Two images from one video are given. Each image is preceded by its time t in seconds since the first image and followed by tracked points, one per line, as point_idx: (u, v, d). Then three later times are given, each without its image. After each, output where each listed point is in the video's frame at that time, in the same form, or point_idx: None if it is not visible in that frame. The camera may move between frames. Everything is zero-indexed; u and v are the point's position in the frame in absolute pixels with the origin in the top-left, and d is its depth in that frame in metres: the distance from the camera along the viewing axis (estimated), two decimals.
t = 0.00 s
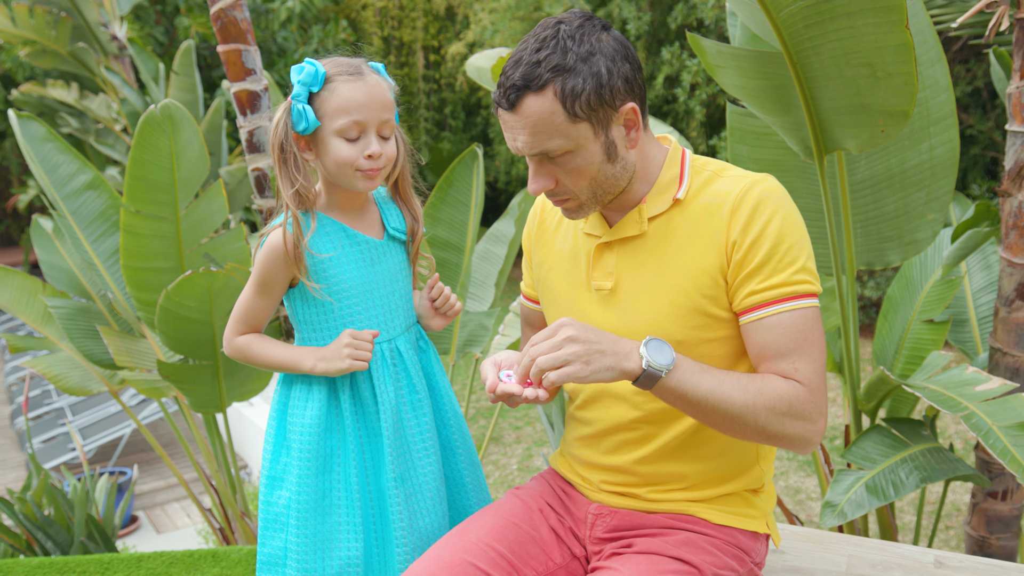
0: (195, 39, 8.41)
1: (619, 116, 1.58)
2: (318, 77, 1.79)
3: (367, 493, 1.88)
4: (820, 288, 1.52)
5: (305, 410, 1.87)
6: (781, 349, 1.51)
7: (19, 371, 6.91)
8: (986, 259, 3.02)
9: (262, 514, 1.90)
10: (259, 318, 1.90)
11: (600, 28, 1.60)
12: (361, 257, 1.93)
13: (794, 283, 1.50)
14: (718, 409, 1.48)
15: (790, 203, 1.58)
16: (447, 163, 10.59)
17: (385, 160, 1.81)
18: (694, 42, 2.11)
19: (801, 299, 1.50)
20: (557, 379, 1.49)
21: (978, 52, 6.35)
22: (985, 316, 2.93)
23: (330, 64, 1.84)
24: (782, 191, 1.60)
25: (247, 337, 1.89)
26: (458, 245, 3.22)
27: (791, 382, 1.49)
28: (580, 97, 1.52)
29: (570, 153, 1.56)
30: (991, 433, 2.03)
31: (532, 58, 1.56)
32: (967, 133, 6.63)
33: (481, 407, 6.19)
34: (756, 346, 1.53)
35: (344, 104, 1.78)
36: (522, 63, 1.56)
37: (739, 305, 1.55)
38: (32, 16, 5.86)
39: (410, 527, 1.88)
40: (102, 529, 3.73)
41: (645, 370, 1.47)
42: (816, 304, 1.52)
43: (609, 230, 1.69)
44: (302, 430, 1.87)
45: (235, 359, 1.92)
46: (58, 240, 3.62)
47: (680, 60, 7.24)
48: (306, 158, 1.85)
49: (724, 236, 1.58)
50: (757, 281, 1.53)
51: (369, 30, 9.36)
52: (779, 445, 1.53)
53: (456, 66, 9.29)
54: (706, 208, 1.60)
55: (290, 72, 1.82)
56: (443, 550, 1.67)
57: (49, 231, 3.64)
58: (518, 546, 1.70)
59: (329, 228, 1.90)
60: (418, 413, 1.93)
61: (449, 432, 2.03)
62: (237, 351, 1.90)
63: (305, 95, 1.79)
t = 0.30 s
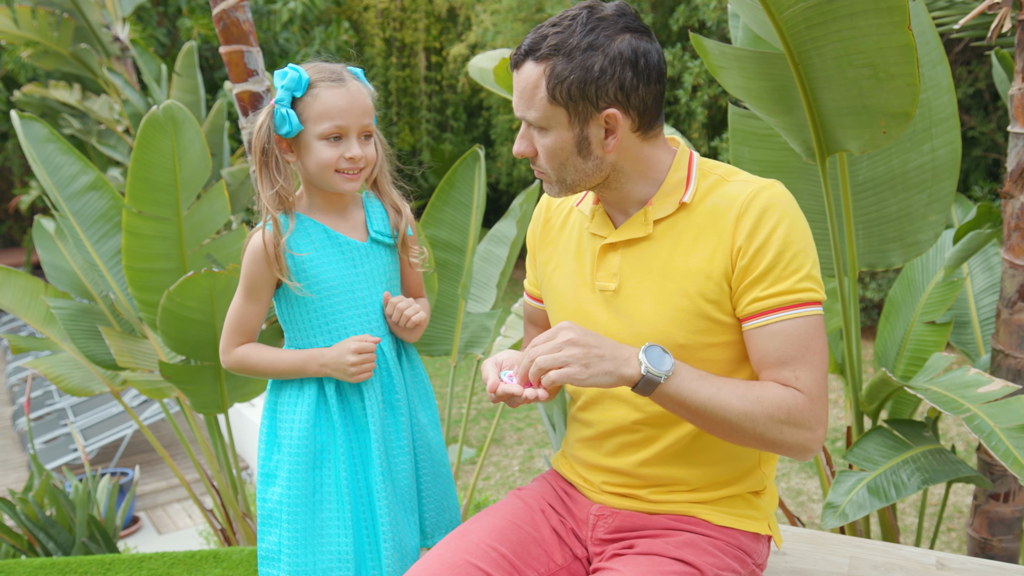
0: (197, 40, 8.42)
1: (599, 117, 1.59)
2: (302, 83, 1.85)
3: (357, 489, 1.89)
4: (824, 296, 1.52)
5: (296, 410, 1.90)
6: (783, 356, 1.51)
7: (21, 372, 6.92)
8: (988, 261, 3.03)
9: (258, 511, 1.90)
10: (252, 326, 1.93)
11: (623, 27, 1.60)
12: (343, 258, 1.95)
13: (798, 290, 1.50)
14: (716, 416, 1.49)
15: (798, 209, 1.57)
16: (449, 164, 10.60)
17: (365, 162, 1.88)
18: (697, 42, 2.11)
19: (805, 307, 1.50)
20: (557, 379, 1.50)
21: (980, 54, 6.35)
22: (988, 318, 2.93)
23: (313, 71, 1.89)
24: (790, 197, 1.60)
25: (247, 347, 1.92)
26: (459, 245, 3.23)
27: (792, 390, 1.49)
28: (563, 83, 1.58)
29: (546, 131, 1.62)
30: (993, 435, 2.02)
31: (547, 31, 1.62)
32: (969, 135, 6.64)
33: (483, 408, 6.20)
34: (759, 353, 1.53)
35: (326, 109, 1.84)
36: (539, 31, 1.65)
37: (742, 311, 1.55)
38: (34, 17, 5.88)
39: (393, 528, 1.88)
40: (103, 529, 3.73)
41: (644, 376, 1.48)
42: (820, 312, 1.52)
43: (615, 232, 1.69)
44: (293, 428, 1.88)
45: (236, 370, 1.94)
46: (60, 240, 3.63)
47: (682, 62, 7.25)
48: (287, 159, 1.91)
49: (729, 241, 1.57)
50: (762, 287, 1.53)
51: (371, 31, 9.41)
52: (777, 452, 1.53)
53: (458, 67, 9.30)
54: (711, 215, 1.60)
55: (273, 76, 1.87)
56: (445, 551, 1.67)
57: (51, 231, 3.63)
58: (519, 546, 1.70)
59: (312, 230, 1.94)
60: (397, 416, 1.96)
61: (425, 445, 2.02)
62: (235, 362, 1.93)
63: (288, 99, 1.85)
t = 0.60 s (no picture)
0: (199, 41, 8.43)
1: (595, 109, 1.60)
2: (291, 65, 1.89)
3: (343, 484, 1.89)
4: (825, 301, 1.52)
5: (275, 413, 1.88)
6: (783, 361, 1.51)
7: (24, 372, 6.93)
8: (989, 263, 3.03)
9: (251, 519, 1.86)
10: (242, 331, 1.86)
11: (632, 25, 1.60)
12: (311, 253, 1.95)
13: (798, 295, 1.50)
14: (714, 420, 1.48)
15: (799, 214, 1.57)
16: (450, 165, 10.61)
17: (345, 148, 1.91)
18: (697, 44, 2.09)
19: (805, 312, 1.50)
20: (552, 372, 1.49)
21: (982, 55, 6.35)
22: (989, 320, 2.92)
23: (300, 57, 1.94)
24: (793, 201, 1.60)
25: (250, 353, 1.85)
26: (460, 246, 3.23)
27: (790, 395, 1.49)
28: (563, 70, 1.60)
29: (545, 115, 1.65)
30: (994, 436, 2.02)
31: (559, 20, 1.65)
32: (970, 136, 6.65)
33: (484, 409, 6.21)
34: (758, 357, 1.53)
35: (313, 90, 1.87)
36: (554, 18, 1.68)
37: (742, 314, 1.55)
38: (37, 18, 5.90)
39: (376, 520, 1.88)
40: (104, 530, 3.73)
41: (641, 378, 1.47)
42: (820, 317, 1.51)
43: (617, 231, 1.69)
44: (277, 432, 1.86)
45: (240, 383, 1.86)
46: (62, 240, 3.63)
47: (684, 63, 7.25)
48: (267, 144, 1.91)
49: (729, 244, 1.57)
50: (761, 292, 1.53)
51: (373, 32, 9.45)
52: (774, 456, 1.53)
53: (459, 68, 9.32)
54: (712, 218, 1.60)
55: (260, 58, 1.90)
56: (447, 552, 1.67)
57: (53, 232, 3.63)
58: (520, 547, 1.70)
59: (275, 224, 1.92)
60: (374, 410, 1.96)
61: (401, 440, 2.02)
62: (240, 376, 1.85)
63: (275, 78, 1.87)
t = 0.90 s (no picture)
0: (200, 42, 8.43)
1: (598, 102, 1.61)
2: (282, 63, 1.90)
3: (335, 483, 1.89)
4: (821, 305, 1.51)
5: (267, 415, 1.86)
6: (776, 364, 1.50)
7: (25, 372, 6.94)
8: (991, 264, 3.03)
9: (239, 525, 1.83)
10: (250, 332, 1.84)
11: (639, 20, 1.60)
12: (303, 253, 1.95)
13: (792, 299, 1.50)
14: (704, 423, 1.49)
15: (798, 216, 1.56)
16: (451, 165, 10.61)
17: (333, 148, 1.91)
18: (698, 45, 2.08)
19: (799, 316, 1.49)
20: (540, 370, 1.51)
21: (983, 57, 6.34)
22: (990, 321, 2.92)
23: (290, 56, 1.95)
24: (791, 204, 1.59)
25: (265, 352, 1.82)
26: (461, 247, 3.23)
27: (782, 399, 1.48)
28: (569, 62, 1.61)
29: (549, 108, 1.65)
30: (995, 438, 2.01)
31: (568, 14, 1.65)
32: (972, 138, 6.65)
33: (484, 410, 6.20)
34: (751, 360, 1.53)
35: (303, 87, 1.87)
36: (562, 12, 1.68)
37: (737, 317, 1.55)
38: (38, 18, 5.89)
39: (370, 520, 1.87)
40: (104, 530, 3.72)
41: (630, 381, 1.48)
42: (815, 321, 1.51)
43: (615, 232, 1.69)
44: (269, 435, 1.85)
45: (259, 384, 1.83)
46: (62, 240, 3.63)
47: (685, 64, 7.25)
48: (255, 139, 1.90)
49: (724, 247, 1.57)
50: (756, 295, 1.53)
51: (374, 33, 9.45)
52: (765, 460, 1.52)
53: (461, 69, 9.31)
54: (708, 221, 1.60)
55: (251, 55, 1.91)
56: (446, 552, 1.67)
57: (53, 232, 3.63)
58: (521, 547, 1.70)
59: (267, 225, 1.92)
60: (369, 411, 1.95)
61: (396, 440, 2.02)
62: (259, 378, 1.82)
63: (266, 74, 1.88)
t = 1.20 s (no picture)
0: (200, 42, 8.43)
1: (600, 99, 1.60)
2: (287, 66, 1.87)
3: (346, 488, 1.87)
4: (819, 308, 1.50)
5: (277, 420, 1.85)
6: (771, 367, 1.50)
7: (25, 373, 6.94)
8: (992, 265, 3.02)
9: (251, 528, 1.84)
10: (258, 336, 1.83)
11: (640, 18, 1.60)
12: (315, 254, 1.93)
13: (789, 302, 1.49)
14: (695, 425, 1.49)
15: (797, 218, 1.55)
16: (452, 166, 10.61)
17: (339, 151, 1.90)
18: (699, 46, 2.09)
19: (795, 319, 1.49)
20: (533, 369, 1.52)
21: (983, 58, 6.34)
22: (991, 322, 2.92)
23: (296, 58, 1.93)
24: (791, 206, 1.58)
25: (271, 356, 1.82)
26: (462, 248, 3.23)
27: (775, 403, 1.48)
28: (571, 60, 1.61)
29: (551, 106, 1.65)
30: (997, 440, 2.00)
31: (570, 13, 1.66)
32: (973, 138, 6.64)
33: (485, 411, 6.20)
34: (746, 362, 1.53)
35: (309, 91, 1.85)
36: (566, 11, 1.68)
37: (733, 319, 1.55)
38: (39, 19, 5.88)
39: (380, 527, 1.85)
40: (104, 531, 3.72)
41: (623, 380, 1.48)
42: (813, 323, 1.50)
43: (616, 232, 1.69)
44: (279, 439, 1.84)
45: (263, 387, 1.83)
46: (62, 241, 3.63)
47: (685, 65, 7.23)
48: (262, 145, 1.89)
49: (722, 249, 1.57)
50: (753, 297, 1.52)
51: (374, 34, 9.46)
52: (758, 463, 1.52)
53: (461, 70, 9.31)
54: (705, 224, 1.60)
55: (256, 58, 1.89)
56: (447, 553, 1.66)
57: (54, 233, 3.63)
58: (521, 549, 1.70)
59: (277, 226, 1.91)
60: (381, 416, 1.93)
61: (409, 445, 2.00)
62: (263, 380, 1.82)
63: (271, 78, 1.86)
